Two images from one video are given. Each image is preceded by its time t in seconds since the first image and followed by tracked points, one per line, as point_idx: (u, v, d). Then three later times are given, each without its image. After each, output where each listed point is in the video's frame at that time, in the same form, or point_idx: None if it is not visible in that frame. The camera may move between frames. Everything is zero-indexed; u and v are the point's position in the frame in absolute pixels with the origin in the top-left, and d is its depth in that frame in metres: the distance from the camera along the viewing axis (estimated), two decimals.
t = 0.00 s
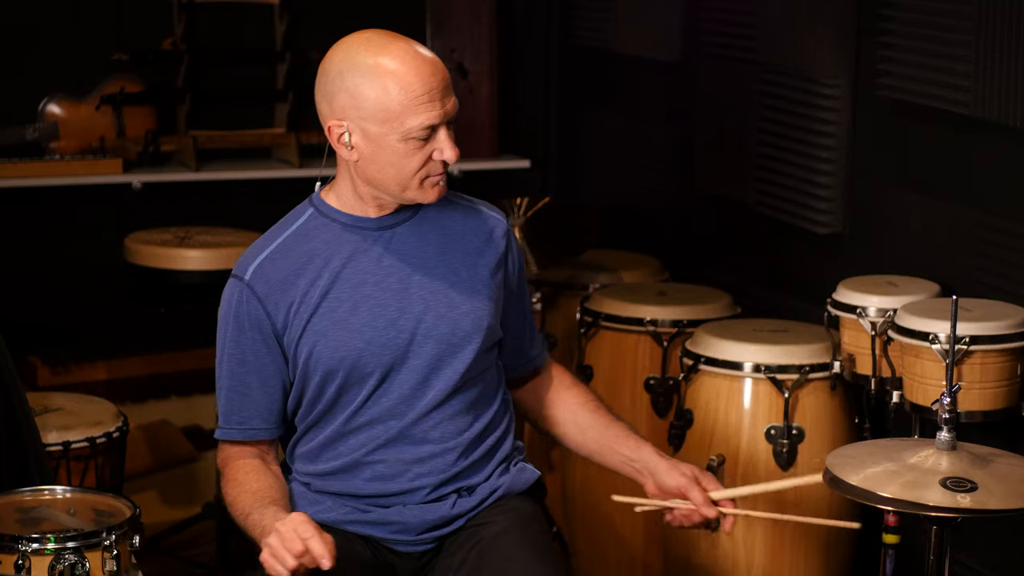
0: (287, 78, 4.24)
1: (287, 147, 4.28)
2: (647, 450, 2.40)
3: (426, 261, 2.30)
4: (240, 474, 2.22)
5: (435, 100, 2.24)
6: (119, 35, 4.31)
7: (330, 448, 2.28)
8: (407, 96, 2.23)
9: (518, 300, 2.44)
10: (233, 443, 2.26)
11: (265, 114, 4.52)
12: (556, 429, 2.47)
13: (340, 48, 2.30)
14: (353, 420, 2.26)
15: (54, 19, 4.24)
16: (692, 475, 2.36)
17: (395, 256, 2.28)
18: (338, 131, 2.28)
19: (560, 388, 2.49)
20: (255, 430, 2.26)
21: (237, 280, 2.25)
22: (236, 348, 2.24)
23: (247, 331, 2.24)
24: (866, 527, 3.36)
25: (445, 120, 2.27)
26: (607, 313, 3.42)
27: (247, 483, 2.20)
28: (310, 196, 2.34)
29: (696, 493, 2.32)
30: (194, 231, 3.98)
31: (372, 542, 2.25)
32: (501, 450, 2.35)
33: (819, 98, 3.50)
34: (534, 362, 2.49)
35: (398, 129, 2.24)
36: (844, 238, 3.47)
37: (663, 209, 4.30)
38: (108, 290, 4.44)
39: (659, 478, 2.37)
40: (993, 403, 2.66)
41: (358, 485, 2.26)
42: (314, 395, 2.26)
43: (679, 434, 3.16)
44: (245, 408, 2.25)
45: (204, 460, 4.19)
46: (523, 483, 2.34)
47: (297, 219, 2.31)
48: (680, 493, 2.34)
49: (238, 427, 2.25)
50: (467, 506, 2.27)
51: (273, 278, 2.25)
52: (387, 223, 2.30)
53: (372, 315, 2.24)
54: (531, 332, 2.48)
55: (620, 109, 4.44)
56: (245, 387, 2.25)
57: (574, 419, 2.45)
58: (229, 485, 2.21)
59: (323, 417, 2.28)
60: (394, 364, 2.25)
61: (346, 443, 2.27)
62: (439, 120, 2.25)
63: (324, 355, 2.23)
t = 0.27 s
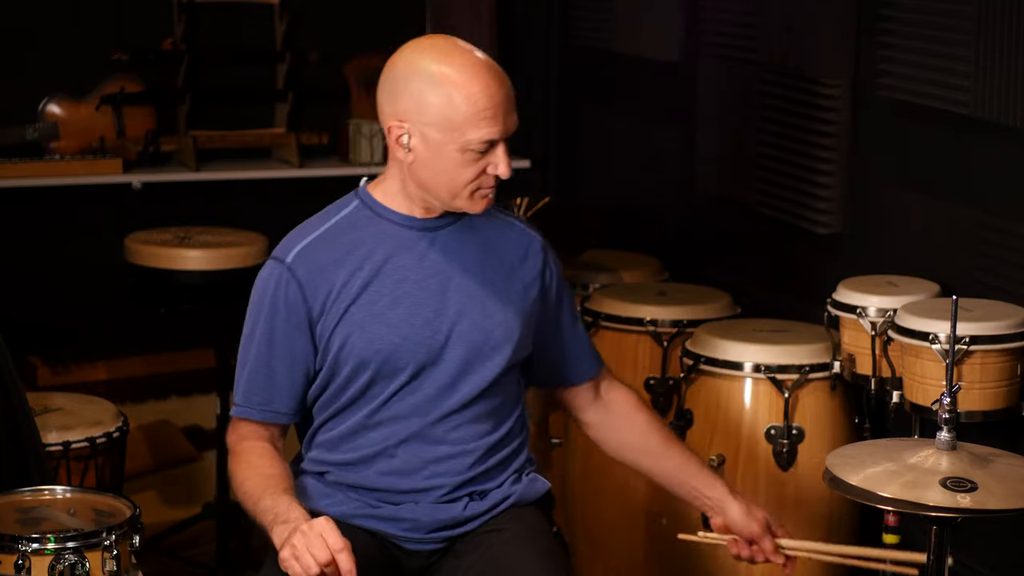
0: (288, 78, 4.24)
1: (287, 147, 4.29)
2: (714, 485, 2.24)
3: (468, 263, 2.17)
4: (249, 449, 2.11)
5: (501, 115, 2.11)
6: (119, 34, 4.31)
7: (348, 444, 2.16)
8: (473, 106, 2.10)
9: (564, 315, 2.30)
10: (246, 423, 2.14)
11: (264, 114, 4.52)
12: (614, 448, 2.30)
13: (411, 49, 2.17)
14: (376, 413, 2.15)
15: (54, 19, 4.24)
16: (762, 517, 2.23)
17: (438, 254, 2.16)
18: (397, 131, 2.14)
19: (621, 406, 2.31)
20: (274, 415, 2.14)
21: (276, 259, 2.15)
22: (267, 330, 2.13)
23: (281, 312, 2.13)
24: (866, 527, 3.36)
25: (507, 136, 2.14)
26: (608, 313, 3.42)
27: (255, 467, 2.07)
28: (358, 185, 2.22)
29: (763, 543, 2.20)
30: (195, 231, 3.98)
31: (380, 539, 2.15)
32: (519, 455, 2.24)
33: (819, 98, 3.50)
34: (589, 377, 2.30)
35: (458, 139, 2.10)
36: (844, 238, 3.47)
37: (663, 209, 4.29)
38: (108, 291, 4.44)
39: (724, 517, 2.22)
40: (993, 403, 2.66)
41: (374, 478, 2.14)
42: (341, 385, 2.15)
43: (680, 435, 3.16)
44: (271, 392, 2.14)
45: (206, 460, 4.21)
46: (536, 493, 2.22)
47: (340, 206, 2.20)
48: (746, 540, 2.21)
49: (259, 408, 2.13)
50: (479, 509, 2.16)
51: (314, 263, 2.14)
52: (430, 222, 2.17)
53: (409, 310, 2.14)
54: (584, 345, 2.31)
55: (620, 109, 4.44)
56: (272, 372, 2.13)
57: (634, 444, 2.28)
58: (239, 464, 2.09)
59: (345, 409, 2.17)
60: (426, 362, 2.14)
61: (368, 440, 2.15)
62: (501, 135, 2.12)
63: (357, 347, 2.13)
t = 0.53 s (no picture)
0: (287, 78, 4.24)
1: (287, 147, 4.29)
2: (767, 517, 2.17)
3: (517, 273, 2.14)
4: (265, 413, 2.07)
5: (575, 105, 2.13)
6: (119, 34, 4.31)
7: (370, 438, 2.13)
8: (547, 95, 2.12)
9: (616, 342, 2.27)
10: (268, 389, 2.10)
11: (264, 114, 4.52)
12: (666, 474, 2.25)
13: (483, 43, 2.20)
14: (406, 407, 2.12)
15: (54, 19, 4.23)
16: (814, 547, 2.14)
17: (490, 259, 2.13)
18: (471, 119, 2.16)
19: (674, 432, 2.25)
20: (300, 389, 2.10)
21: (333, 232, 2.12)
22: (311, 301, 2.10)
23: (326, 287, 2.10)
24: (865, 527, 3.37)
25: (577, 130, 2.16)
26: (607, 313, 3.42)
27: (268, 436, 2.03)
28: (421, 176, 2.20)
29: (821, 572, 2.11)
30: (194, 231, 3.98)
31: (382, 535, 2.11)
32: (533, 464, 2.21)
33: (820, 98, 3.50)
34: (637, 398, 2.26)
35: (532, 126, 2.11)
36: (844, 238, 3.47)
37: (663, 209, 4.29)
38: (108, 291, 4.44)
39: (772, 548, 2.15)
40: (993, 403, 2.66)
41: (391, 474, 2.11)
42: (375, 373, 2.12)
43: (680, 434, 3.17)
44: (305, 367, 2.10)
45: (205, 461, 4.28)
46: (544, 505, 2.19)
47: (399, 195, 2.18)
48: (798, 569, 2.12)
49: (289, 379, 2.10)
50: (485, 517, 2.13)
51: (369, 244, 2.12)
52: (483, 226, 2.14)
53: (454, 308, 2.11)
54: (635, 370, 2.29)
55: (620, 109, 4.44)
56: (307, 347, 2.10)
57: (686, 470, 2.23)
58: (254, 430, 2.04)
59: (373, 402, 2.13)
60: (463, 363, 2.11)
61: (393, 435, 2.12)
62: (574, 125, 2.13)
63: (398, 340, 2.10)
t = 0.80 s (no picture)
0: (287, 77, 4.25)
1: (287, 147, 4.29)
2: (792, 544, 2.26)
3: (542, 284, 2.17)
4: (283, 392, 2.12)
5: (622, 135, 2.13)
6: (119, 34, 4.31)
7: (385, 433, 2.16)
8: (595, 121, 2.12)
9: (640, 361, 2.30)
10: (290, 368, 2.15)
11: (265, 114, 4.52)
12: (696, 496, 2.32)
13: (547, 54, 2.21)
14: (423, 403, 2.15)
15: (54, 19, 4.23)
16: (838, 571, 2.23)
17: (517, 267, 2.17)
18: (517, 127, 2.18)
19: (706, 457, 2.32)
20: (322, 373, 2.15)
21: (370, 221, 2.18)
22: (341, 288, 2.15)
23: (356, 275, 2.15)
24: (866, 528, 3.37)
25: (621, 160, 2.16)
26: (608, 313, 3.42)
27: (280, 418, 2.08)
28: (462, 179, 2.25)
29: None
30: (195, 231, 3.99)
31: (383, 527, 2.14)
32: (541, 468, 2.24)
33: (820, 98, 3.51)
34: (658, 416, 2.31)
35: (575, 149, 2.12)
36: (844, 239, 3.48)
37: (663, 209, 4.30)
38: (108, 291, 4.44)
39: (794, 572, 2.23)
40: (994, 403, 2.66)
41: (401, 469, 2.14)
42: (396, 367, 2.16)
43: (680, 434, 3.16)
44: (328, 351, 2.14)
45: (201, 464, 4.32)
46: (548, 515, 2.22)
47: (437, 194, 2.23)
48: None
49: (312, 362, 2.14)
50: (485, 519, 2.15)
51: (401, 238, 2.17)
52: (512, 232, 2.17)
53: (478, 311, 2.14)
54: (660, 389, 2.31)
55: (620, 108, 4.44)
56: (331, 332, 2.14)
57: (715, 493, 2.30)
58: (270, 409, 2.09)
59: (391, 397, 2.17)
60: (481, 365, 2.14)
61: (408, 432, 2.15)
62: (617, 154, 2.14)
63: (421, 339, 2.14)
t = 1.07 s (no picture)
0: (288, 78, 4.24)
1: (288, 147, 4.29)
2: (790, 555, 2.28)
3: (554, 288, 2.16)
4: (295, 385, 2.15)
5: (637, 119, 2.14)
6: (119, 34, 4.31)
7: (393, 431, 2.17)
8: (609, 105, 2.13)
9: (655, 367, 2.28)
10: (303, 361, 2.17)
11: (265, 114, 4.52)
12: (699, 503, 2.33)
13: (563, 50, 2.23)
14: (432, 402, 2.15)
15: (55, 19, 4.23)
16: None
17: (531, 269, 2.16)
18: (533, 120, 2.19)
19: (710, 466, 2.32)
20: (334, 368, 2.16)
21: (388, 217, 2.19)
22: (355, 282, 2.16)
23: (369, 271, 2.16)
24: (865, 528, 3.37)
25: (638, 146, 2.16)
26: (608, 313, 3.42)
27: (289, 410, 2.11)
28: (483, 179, 2.25)
29: None
30: (195, 231, 3.99)
31: (383, 523, 2.15)
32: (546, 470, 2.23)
33: (820, 98, 3.51)
34: (669, 423, 2.30)
35: (590, 134, 2.13)
36: (843, 239, 3.47)
37: (663, 209, 4.29)
38: (108, 291, 4.45)
39: None
40: (994, 403, 2.66)
41: (406, 467, 2.14)
42: (406, 365, 2.16)
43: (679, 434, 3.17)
44: (340, 346, 2.16)
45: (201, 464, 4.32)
46: (551, 519, 2.20)
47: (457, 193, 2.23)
48: None
49: (325, 356, 2.16)
50: (485, 521, 2.15)
51: (417, 235, 2.18)
52: (528, 233, 2.17)
53: (488, 312, 2.14)
54: (675, 396, 2.30)
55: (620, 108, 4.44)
56: (343, 327, 2.15)
57: (718, 503, 2.31)
58: (280, 400, 2.13)
59: (400, 395, 2.17)
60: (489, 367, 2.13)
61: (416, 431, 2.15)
62: (632, 138, 2.14)
63: (430, 338, 2.14)
